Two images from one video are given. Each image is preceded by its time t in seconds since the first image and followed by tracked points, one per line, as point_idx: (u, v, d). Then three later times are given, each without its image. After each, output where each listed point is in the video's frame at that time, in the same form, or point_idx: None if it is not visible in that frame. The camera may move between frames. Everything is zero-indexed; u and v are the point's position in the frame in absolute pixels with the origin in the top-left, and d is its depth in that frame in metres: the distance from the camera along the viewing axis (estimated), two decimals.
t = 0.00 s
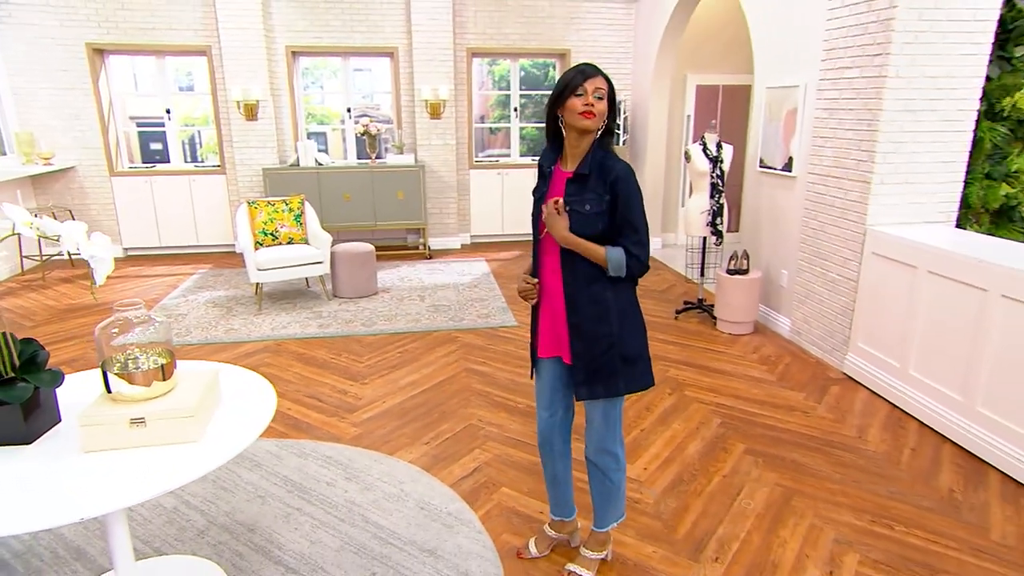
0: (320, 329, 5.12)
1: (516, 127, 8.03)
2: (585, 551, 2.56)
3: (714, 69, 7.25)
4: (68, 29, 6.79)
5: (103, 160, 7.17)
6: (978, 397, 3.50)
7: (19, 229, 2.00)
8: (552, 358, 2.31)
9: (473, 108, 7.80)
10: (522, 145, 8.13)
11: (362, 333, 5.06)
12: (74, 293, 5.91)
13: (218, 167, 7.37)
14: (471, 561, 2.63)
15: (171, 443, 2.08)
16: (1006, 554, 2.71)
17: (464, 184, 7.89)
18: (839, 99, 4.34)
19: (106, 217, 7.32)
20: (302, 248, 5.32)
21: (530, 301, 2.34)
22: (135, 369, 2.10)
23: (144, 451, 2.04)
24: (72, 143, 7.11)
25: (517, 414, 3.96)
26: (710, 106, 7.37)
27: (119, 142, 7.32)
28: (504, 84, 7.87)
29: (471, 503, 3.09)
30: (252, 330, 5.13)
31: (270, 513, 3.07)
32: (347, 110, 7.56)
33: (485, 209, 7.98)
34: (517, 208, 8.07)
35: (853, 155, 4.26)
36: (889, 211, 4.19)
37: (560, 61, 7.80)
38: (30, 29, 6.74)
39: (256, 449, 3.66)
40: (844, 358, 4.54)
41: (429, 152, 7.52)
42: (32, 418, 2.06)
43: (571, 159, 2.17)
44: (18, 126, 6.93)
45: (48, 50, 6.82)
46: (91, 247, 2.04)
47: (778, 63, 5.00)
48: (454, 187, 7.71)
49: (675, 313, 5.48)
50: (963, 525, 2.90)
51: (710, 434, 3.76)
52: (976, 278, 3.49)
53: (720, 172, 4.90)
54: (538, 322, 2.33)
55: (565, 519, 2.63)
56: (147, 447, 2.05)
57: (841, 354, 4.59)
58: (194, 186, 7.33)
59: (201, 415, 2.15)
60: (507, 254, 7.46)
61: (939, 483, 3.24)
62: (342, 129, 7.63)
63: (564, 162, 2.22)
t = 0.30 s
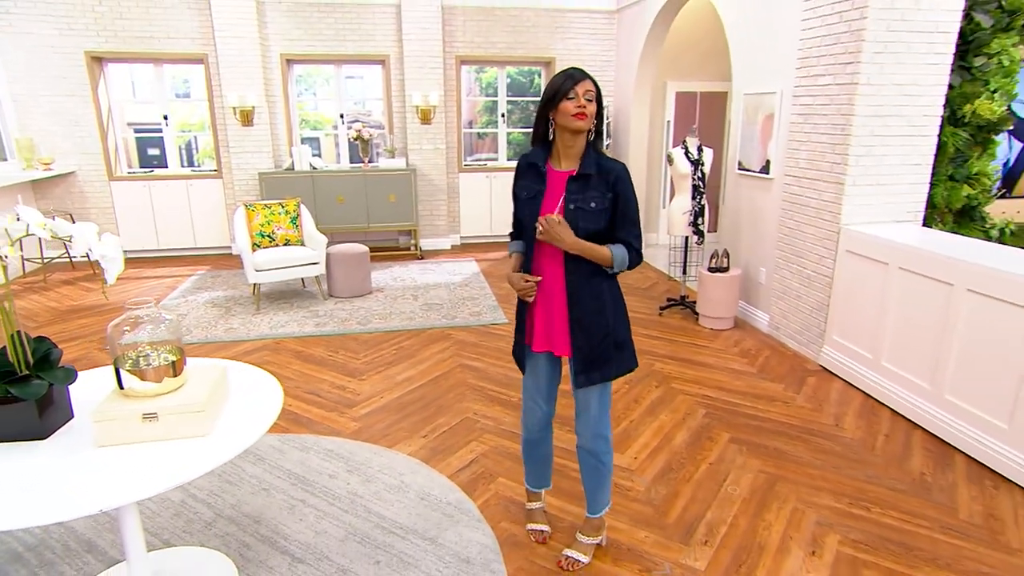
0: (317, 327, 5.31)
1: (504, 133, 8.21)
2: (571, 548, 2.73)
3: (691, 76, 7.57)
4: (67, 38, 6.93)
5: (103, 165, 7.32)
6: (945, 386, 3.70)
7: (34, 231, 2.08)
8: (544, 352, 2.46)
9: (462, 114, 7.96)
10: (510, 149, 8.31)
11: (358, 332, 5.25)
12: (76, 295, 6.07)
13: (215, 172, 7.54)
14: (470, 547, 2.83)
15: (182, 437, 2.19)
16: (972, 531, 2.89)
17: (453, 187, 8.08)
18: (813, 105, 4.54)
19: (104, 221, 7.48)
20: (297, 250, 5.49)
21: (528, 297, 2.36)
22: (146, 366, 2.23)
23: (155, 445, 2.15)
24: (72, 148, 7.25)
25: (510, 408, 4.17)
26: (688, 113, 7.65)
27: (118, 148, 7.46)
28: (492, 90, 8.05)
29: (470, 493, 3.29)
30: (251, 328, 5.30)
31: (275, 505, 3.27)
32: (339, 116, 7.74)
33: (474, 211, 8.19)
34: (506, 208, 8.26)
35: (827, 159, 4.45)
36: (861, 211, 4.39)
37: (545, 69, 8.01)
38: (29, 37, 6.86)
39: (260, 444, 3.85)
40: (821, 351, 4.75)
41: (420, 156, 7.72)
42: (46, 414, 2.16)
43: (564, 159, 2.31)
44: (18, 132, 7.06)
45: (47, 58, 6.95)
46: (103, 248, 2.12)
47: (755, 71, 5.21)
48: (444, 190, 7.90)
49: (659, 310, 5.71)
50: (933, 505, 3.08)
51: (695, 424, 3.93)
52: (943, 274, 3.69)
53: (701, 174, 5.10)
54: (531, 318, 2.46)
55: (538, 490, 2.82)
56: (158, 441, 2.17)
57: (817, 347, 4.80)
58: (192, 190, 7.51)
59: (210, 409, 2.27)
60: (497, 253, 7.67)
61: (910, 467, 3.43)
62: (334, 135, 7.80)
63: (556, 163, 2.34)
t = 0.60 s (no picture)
0: (316, 326, 5.49)
1: (494, 137, 8.37)
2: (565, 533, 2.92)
3: (673, 84, 7.79)
4: (69, 46, 7.07)
5: (104, 169, 7.47)
6: (918, 375, 3.92)
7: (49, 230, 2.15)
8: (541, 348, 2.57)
9: (453, 120, 8.12)
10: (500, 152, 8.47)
11: (356, 330, 5.44)
12: (79, 296, 6.23)
13: (214, 176, 7.72)
14: (473, 535, 3.04)
15: (195, 430, 2.29)
16: (944, 511, 3.11)
17: (446, 189, 8.27)
18: (792, 110, 4.73)
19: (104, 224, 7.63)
20: (296, 252, 5.68)
21: (536, 297, 2.43)
22: (159, 362, 2.33)
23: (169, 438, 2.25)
24: (73, 153, 7.39)
25: (506, 402, 4.38)
26: (671, 118, 7.90)
27: (119, 152, 7.61)
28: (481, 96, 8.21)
29: (470, 484, 3.50)
30: (251, 327, 5.47)
31: (281, 496, 3.47)
32: (334, 121, 7.91)
33: (466, 212, 8.38)
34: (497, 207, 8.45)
35: (805, 161, 4.65)
36: (839, 210, 4.59)
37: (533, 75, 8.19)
38: (32, 46, 7.00)
39: (265, 440, 4.03)
40: (800, 344, 4.97)
41: (413, 160, 7.89)
42: (62, 409, 2.25)
43: (552, 163, 2.51)
44: (21, 138, 7.20)
45: (49, 65, 7.09)
46: (114, 246, 2.16)
47: (735, 78, 5.42)
48: (437, 192, 8.09)
49: (647, 306, 5.93)
50: (908, 487, 3.31)
51: (683, 415, 4.14)
52: (915, 270, 3.89)
53: (685, 176, 5.31)
54: (529, 317, 2.54)
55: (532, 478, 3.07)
56: (172, 435, 2.26)
57: (797, 341, 5.02)
58: (191, 194, 7.68)
59: (221, 403, 2.37)
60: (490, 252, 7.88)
61: (887, 453, 3.64)
62: (329, 139, 7.97)
63: (545, 166, 2.51)
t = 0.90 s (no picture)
0: (315, 325, 5.55)
1: (488, 138, 8.46)
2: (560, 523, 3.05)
3: (665, 85, 7.89)
4: (66, 48, 7.09)
5: (100, 171, 7.50)
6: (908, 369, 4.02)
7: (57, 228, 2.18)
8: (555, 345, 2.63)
9: (448, 121, 8.19)
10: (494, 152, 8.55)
11: (355, 328, 5.50)
12: (77, 296, 6.26)
13: (211, 177, 7.75)
14: (476, 529, 3.11)
15: (203, 427, 2.35)
16: (935, 500, 3.22)
17: (441, 189, 8.33)
18: (784, 111, 4.83)
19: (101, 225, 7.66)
20: (294, 252, 5.73)
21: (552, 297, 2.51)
22: (166, 360, 2.38)
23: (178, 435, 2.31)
24: (70, 154, 7.41)
25: (505, 398, 4.46)
26: (663, 119, 8.01)
27: (116, 153, 7.64)
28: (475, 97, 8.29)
29: (472, 479, 3.58)
30: (250, 326, 5.53)
31: (285, 493, 3.53)
32: (330, 122, 7.96)
33: (461, 212, 8.45)
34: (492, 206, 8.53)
35: (797, 161, 4.74)
36: (830, 209, 4.68)
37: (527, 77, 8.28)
38: (30, 48, 7.02)
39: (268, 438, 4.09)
40: (792, 340, 5.07)
41: (409, 160, 7.95)
42: (71, 406, 2.31)
43: (547, 166, 2.58)
44: (17, 139, 7.21)
45: (45, 67, 7.10)
46: (121, 244, 2.19)
47: (727, 79, 5.52)
48: (432, 192, 8.15)
49: (641, 304, 6.02)
50: (900, 478, 3.41)
51: (680, 410, 4.24)
52: (905, 266, 4.00)
53: (678, 176, 5.39)
54: (543, 316, 2.59)
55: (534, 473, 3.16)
56: (180, 431, 2.32)
57: (789, 337, 5.12)
58: (188, 195, 7.72)
59: (228, 400, 2.43)
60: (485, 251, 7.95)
61: (879, 445, 3.75)
62: (325, 140, 8.01)
63: (541, 169, 2.58)
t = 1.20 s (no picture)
0: (314, 323, 5.54)
1: (485, 136, 8.46)
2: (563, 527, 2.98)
3: (661, 83, 7.92)
4: (60, 45, 7.04)
5: (95, 170, 7.46)
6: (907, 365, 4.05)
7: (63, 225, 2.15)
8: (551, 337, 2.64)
9: (445, 120, 8.19)
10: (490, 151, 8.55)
11: (354, 327, 5.49)
12: (73, 296, 6.23)
13: (207, 176, 7.73)
14: (480, 526, 3.12)
15: (209, 424, 2.34)
16: (936, 495, 3.25)
17: (437, 188, 8.33)
18: (782, 109, 4.86)
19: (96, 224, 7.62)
20: (292, 251, 5.72)
21: (544, 284, 2.48)
22: (172, 357, 2.37)
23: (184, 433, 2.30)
24: (64, 153, 7.36)
25: (505, 396, 4.46)
26: (659, 118, 8.04)
27: (111, 152, 7.60)
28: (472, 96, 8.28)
29: (475, 476, 3.58)
30: (249, 325, 5.51)
31: (289, 491, 3.52)
32: (326, 121, 7.94)
33: (458, 211, 8.45)
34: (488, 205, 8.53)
35: (795, 159, 4.77)
36: (828, 206, 4.71)
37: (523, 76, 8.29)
38: (24, 46, 6.97)
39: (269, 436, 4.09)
40: (791, 337, 5.10)
41: (406, 159, 7.95)
42: (76, 404, 2.30)
43: (545, 159, 2.58)
44: (11, 138, 7.16)
45: (39, 65, 7.05)
46: (126, 243, 2.18)
47: (725, 77, 5.55)
48: (429, 191, 8.15)
49: (640, 302, 6.04)
50: (900, 473, 3.44)
51: (681, 407, 4.26)
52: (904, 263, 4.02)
53: (677, 174, 5.43)
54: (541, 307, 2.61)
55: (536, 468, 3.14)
56: (186, 429, 2.31)
57: (787, 334, 5.15)
58: (184, 194, 7.69)
59: (234, 397, 2.42)
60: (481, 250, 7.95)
61: (878, 441, 3.78)
62: (321, 139, 7.99)
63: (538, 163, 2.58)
